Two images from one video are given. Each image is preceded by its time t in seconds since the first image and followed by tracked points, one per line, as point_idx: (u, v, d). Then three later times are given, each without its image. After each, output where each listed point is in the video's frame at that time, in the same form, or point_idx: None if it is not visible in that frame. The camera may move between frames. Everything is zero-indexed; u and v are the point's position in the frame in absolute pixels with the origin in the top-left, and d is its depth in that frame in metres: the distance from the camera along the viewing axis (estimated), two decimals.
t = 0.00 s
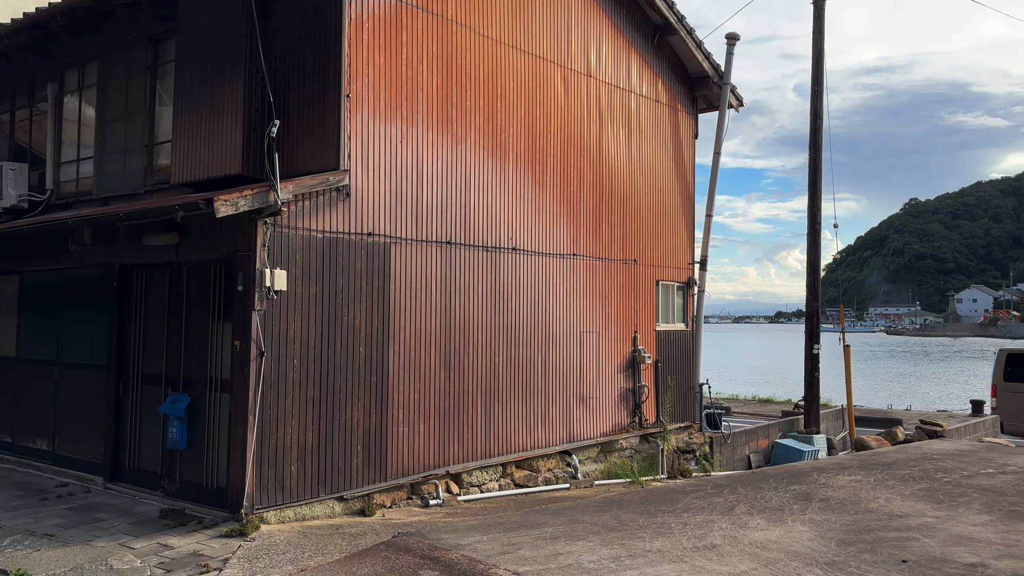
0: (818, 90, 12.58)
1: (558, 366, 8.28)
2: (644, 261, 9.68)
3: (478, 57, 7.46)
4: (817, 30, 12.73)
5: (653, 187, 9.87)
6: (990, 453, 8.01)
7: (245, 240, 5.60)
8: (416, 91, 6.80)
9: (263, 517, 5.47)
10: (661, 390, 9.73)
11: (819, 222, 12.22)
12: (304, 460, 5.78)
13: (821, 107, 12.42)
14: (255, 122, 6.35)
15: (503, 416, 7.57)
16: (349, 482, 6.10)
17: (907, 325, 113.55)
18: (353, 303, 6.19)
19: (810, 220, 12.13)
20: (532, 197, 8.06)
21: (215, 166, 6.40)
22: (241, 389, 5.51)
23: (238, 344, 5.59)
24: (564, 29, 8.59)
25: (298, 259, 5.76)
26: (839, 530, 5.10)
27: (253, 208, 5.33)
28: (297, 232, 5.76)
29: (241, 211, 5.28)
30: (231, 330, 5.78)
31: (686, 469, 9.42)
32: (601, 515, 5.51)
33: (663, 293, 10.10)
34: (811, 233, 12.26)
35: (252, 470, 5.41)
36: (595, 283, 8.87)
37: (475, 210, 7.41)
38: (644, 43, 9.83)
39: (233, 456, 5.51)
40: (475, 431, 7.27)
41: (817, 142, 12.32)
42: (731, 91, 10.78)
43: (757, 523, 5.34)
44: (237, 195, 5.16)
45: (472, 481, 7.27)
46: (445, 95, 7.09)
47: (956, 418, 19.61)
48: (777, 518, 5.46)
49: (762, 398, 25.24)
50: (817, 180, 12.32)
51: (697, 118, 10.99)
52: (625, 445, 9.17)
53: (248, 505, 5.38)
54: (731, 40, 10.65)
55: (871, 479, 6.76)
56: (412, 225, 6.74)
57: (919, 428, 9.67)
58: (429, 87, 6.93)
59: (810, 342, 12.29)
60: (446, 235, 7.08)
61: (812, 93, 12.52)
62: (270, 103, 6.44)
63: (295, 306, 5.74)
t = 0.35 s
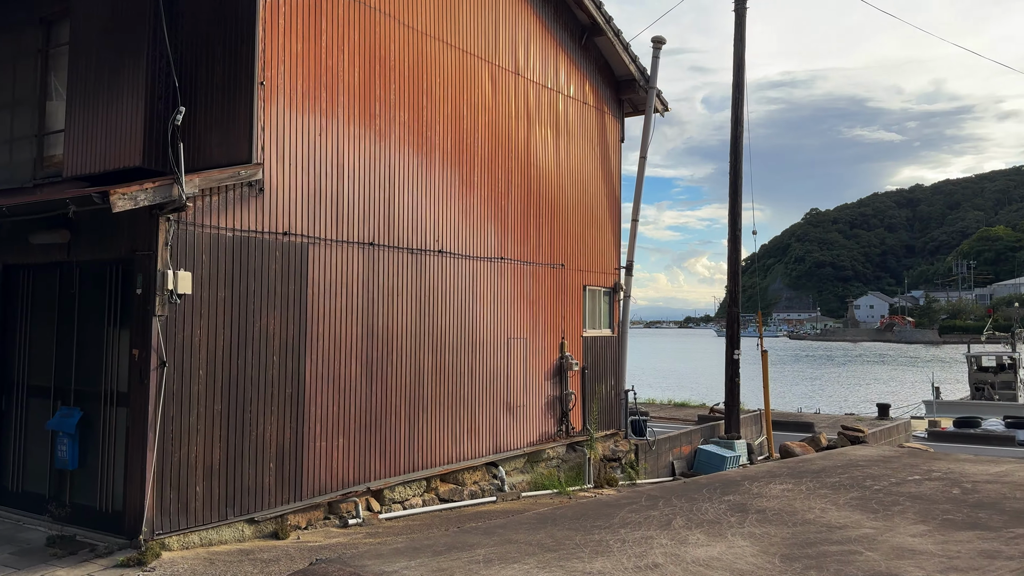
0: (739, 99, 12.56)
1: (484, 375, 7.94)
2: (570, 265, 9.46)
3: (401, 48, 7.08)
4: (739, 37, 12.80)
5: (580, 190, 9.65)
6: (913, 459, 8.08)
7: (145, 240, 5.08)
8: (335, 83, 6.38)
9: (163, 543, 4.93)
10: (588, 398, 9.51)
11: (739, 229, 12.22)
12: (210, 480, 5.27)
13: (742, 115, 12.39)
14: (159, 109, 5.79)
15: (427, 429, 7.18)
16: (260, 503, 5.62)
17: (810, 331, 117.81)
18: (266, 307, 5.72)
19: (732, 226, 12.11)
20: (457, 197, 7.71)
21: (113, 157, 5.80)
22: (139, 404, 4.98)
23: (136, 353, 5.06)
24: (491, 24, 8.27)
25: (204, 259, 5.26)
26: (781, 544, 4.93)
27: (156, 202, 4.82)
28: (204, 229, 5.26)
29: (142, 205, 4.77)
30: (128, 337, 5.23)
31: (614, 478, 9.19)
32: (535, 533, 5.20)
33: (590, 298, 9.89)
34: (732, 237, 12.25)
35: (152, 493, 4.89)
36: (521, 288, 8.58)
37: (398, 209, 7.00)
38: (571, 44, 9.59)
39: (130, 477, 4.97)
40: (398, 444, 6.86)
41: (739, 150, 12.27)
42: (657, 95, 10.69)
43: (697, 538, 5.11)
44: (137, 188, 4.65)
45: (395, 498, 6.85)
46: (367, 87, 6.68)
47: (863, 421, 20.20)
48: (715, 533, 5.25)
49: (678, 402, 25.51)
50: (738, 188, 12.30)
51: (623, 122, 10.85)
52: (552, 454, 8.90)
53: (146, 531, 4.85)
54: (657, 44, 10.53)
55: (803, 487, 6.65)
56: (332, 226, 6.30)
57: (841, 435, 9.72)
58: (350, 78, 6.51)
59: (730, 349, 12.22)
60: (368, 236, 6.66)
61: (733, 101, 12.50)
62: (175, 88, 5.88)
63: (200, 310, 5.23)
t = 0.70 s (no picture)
0: (666, 102, 12.20)
1: (414, 381, 7.58)
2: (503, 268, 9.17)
3: (330, 36, 6.68)
4: (667, 42, 12.73)
5: (512, 190, 9.36)
6: (846, 464, 8.07)
7: (41, 233, 4.55)
8: (258, 68, 5.94)
9: (62, 572, 4.42)
10: (519, 405, 9.25)
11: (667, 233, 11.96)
12: (115, 499, 4.76)
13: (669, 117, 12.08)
14: (60, 92, 5.11)
15: (355, 439, 6.79)
16: (171, 523, 5.13)
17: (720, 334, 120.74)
18: (181, 309, 5.24)
19: (659, 232, 11.88)
20: (385, 195, 7.32)
21: (6, 145, 5.10)
22: (34, 417, 4.46)
23: (31, 359, 4.53)
24: (423, 17, 7.93)
25: (111, 256, 4.77)
26: (731, 558, 4.73)
27: (54, 192, 4.32)
28: (109, 223, 4.76)
29: (38, 195, 4.27)
30: (21, 341, 4.68)
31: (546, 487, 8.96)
32: (474, 552, 4.88)
33: (523, 301, 9.64)
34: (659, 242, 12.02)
35: (48, 515, 4.36)
36: (453, 292, 8.24)
37: (325, 207, 6.60)
38: (505, 41, 9.32)
39: (23, 497, 4.44)
40: (323, 455, 6.43)
41: (667, 153, 11.96)
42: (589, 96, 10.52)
43: (645, 552, 4.87)
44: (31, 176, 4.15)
45: (319, 514, 6.40)
46: (292, 76, 6.26)
47: (779, 424, 20.57)
48: (662, 546, 5.01)
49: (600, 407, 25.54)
50: (667, 192, 12.01)
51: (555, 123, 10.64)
52: (483, 464, 8.57)
53: (41, 558, 4.32)
54: (590, 44, 10.34)
55: (744, 495, 6.49)
56: (253, 222, 5.85)
57: (771, 438, 9.49)
58: (274, 66, 6.09)
59: (658, 353, 11.85)
60: (293, 234, 6.23)
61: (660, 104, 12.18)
62: (78, 69, 5.23)
63: (104, 312, 4.73)
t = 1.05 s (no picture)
0: (598, 105, 12.06)
1: (339, 391, 7.19)
2: (433, 271, 8.84)
3: (254, 21, 6.28)
4: (598, 46, 12.64)
5: (444, 190, 9.05)
6: (779, 469, 8.01)
7: None
8: (175, 52, 5.49)
9: None
10: (449, 413, 8.97)
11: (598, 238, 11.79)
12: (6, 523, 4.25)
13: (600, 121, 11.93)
14: None
15: (276, 453, 6.35)
16: (73, 548, 4.63)
17: (638, 337, 122.39)
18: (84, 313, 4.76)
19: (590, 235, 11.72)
20: (311, 192, 6.92)
21: None
22: None
23: None
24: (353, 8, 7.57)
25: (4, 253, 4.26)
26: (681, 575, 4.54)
27: None
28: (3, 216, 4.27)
29: None
30: None
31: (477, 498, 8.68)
32: None
33: (454, 306, 9.35)
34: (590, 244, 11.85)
35: None
36: (381, 296, 7.87)
37: (245, 204, 6.16)
38: (437, 37, 9.02)
39: None
40: (241, 469, 5.98)
41: (598, 157, 11.82)
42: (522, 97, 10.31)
43: (592, 570, 4.63)
44: None
45: (237, 534, 5.94)
46: (211, 62, 5.83)
47: (702, 428, 20.75)
48: (608, 562, 4.79)
49: (525, 412, 25.35)
50: (597, 196, 11.83)
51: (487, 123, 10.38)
52: (413, 475, 8.24)
53: None
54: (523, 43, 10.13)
55: (684, 504, 6.31)
56: (166, 219, 5.39)
57: (702, 443, 9.29)
58: (191, 49, 5.64)
59: (589, 359, 11.71)
60: (211, 232, 5.78)
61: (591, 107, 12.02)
62: None
63: None
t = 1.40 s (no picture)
0: (535, 106, 11.84)
1: (266, 400, 6.77)
2: (366, 273, 8.47)
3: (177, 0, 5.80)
4: (535, 46, 12.43)
5: (378, 189, 8.68)
6: (719, 476, 7.88)
7: None
8: (85, 30, 4.99)
9: None
10: (382, 422, 8.62)
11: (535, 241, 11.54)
12: None
13: (537, 122, 11.71)
14: None
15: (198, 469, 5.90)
16: None
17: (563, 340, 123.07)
18: None
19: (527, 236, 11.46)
20: (237, 189, 6.48)
21: None
22: None
23: None
24: None
25: None
26: None
27: None
28: None
29: None
30: None
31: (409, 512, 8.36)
32: None
33: (388, 309, 8.99)
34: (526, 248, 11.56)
35: None
36: (310, 299, 7.46)
37: (167, 199, 5.69)
38: (371, 29, 8.64)
39: None
40: (156, 487, 5.49)
41: (534, 158, 11.60)
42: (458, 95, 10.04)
43: None
44: None
45: (154, 557, 5.43)
46: (128, 42, 5.34)
47: (631, 432, 20.71)
48: None
49: (453, 416, 24.95)
50: (533, 199, 11.59)
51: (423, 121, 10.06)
52: (343, 489, 7.84)
53: None
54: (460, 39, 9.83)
55: (630, 516, 6.09)
56: (75, 214, 4.88)
57: (641, 450, 9.10)
58: (104, 28, 5.15)
59: (524, 363, 11.48)
60: (126, 228, 5.30)
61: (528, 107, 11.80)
62: None
63: None
